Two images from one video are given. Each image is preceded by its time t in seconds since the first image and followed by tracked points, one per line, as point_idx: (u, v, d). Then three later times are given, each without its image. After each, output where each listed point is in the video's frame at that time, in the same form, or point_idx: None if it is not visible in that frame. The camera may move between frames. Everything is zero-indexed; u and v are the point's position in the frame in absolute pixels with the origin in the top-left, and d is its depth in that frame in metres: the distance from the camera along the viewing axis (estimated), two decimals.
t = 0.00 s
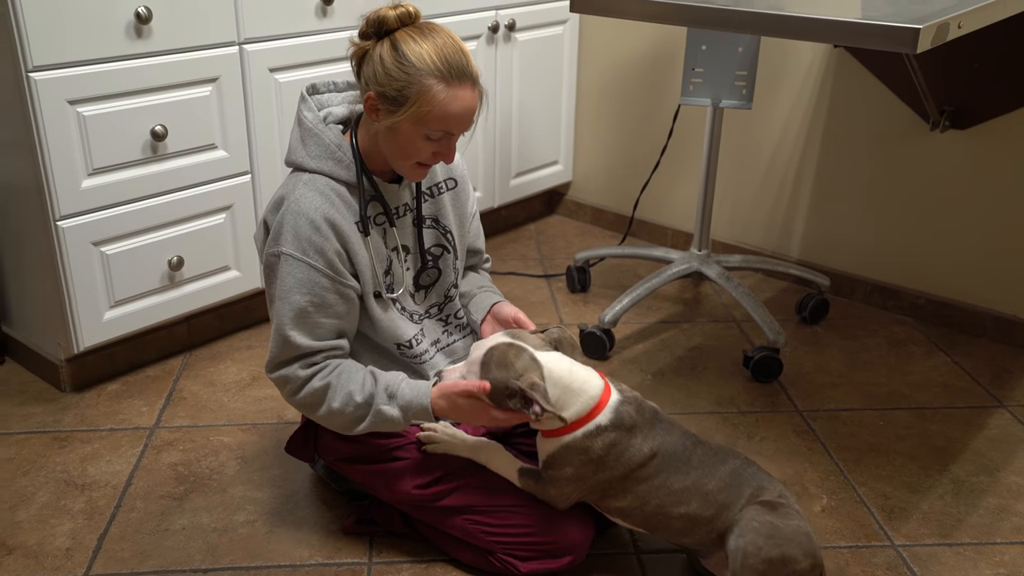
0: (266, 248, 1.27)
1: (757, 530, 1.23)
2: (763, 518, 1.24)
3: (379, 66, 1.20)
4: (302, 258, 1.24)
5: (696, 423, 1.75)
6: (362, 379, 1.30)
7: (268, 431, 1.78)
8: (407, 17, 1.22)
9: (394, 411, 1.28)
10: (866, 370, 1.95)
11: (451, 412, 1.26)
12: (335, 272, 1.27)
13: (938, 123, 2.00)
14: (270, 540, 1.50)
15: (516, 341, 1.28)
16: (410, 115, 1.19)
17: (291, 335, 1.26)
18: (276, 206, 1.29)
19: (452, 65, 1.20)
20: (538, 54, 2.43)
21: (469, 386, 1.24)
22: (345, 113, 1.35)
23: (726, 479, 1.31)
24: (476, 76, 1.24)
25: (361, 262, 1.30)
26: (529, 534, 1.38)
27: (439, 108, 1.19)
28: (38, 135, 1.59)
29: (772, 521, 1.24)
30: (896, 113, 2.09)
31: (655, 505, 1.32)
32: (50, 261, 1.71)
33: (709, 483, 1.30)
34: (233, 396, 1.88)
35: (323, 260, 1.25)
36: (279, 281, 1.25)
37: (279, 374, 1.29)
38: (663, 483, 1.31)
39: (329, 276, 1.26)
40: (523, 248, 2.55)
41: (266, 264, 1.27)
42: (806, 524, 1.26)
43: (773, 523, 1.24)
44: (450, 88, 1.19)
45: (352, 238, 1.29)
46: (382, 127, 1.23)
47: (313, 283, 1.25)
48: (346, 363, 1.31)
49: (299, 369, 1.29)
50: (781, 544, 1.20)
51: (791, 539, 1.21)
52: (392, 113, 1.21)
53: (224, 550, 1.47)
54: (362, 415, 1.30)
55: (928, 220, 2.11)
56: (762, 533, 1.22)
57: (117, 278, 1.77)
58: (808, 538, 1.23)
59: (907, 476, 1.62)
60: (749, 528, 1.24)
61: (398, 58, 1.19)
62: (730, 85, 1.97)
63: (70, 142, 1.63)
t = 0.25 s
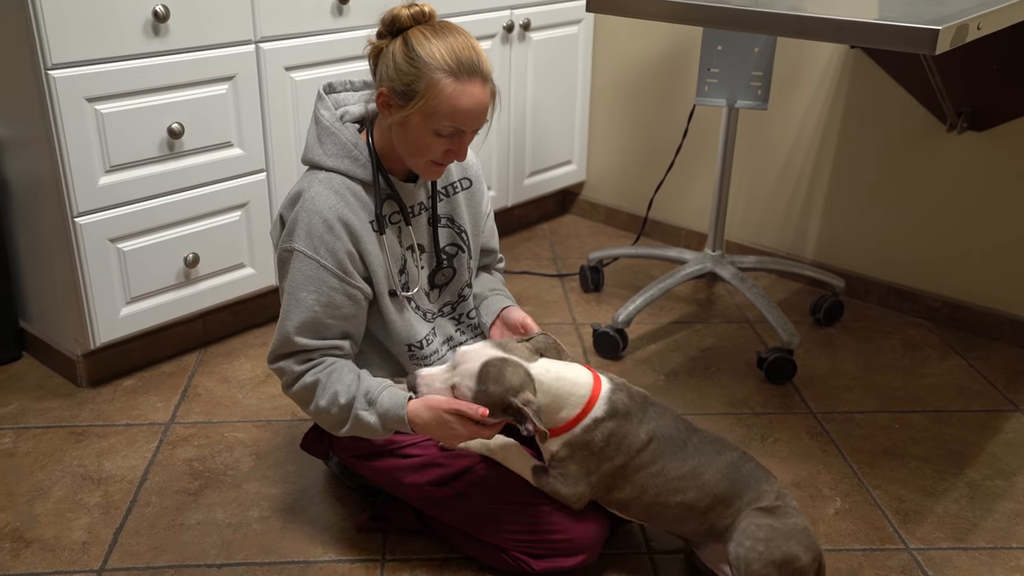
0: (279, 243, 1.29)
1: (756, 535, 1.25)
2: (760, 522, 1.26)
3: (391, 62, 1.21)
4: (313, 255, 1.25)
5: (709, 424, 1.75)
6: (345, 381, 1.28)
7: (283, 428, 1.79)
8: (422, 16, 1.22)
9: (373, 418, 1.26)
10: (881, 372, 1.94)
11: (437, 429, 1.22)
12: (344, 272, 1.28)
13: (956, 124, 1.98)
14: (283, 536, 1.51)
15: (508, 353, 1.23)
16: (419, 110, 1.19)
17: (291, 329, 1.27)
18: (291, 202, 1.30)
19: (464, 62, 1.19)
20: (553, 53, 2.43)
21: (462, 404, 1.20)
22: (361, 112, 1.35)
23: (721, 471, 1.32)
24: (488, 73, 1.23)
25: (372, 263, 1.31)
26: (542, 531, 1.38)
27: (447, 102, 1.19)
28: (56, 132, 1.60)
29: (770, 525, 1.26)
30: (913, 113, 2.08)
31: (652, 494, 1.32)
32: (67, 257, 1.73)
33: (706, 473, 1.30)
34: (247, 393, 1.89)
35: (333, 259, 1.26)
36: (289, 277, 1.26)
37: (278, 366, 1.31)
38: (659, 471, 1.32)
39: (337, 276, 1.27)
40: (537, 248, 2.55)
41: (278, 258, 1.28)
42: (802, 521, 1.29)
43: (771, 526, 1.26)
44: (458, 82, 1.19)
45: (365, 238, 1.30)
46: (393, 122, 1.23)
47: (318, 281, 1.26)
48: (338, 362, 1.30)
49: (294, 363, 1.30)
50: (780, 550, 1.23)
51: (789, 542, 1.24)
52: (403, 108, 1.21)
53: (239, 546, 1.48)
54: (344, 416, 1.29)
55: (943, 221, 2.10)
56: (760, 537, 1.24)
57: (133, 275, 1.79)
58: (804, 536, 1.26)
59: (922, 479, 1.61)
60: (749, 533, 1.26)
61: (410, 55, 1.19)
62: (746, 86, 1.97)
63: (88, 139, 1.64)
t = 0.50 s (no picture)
0: (300, 245, 1.29)
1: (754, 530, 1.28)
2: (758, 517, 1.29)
3: (411, 63, 1.22)
4: (335, 257, 1.26)
5: (722, 426, 1.75)
6: (377, 374, 1.30)
7: (296, 427, 1.79)
8: (445, 18, 1.23)
9: (407, 410, 1.28)
10: (896, 375, 1.93)
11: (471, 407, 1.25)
12: (366, 273, 1.28)
13: (973, 127, 1.97)
14: (297, 534, 1.51)
15: (541, 307, 1.26)
16: (437, 113, 1.20)
17: (316, 331, 1.27)
18: (312, 204, 1.31)
19: (483, 67, 1.20)
20: (568, 54, 2.43)
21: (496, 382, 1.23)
22: (381, 112, 1.36)
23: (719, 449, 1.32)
24: (507, 78, 1.24)
25: (393, 264, 1.32)
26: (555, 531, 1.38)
27: (464, 106, 1.19)
28: (75, 131, 1.61)
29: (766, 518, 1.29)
30: (930, 116, 2.07)
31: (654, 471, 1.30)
32: (85, 255, 1.74)
33: (705, 452, 1.31)
34: (262, 391, 1.90)
35: (356, 260, 1.27)
36: (312, 279, 1.27)
37: (303, 368, 1.31)
38: (664, 445, 1.30)
39: (360, 277, 1.27)
40: (550, 249, 2.55)
41: (300, 260, 1.29)
42: (789, 506, 1.33)
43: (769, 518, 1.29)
44: (476, 87, 1.19)
45: (385, 238, 1.30)
46: (411, 123, 1.24)
47: (341, 283, 1.26)
48: (366, 358, 1.31)
49: (321, 363, 1.30)
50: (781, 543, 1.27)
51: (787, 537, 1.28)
52: (421, 110, 1.22)
53: (253, 544, 1.49)
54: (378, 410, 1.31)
55: (960, 224, 2.09)
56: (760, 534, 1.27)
57: (150, 273, 1.80)
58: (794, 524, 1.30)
59: (937, 483, 1.60)
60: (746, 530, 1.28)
61: (429, 57, 1.20)
62: (762, 88, 1.97)
63: (107, 139, 1.65)
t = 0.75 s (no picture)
0: (312, 243, 1.30)
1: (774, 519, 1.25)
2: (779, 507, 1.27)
3: (423, 64, 1.22)
4: (347, 254, 1.26)
5: (730, 428, 1.74)
6: (390, 345, 1.29)
7: (305, 426, 1.80)
8: (457, 18, 1.23)
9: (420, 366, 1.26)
10: (904, 377, 1.93)
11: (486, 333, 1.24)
12: (378, 270, 1.29)
13: (984, 129, 1.96)
14: (305, 533, 1.52)
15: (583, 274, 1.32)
16: (447, 114, 1.20)
17: (327, 327, 1.28)
18: (324, 202, 1.31)
19: (494, 69, 1.20)
20: (577, 54, 2.43)
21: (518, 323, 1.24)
22: (394, 111, 1.37)
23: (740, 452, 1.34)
24: (518, 81, 1.23)
25: (404, 260, 1.32)
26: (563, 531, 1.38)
27: (474, 108, 1.19)
28: (86, 130, 1.62)
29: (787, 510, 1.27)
30: (940, 117, 2.06)
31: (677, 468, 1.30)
32: (96, 254, 1.75)
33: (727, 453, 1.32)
34: (270, 390, 1.91)
35: (367, 257, 1.27)
36: (324, 276, 1.27)
37: (316, 363, 1.32)
38: (686, 445, 1.32)
39: (372, 274, 1.28)
40: (558, 249, 2.55)
41: (312, 257, 1.30)
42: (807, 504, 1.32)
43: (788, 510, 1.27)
44: (487, 90, 1.19)
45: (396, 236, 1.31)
46: (422, 123, 1.24)
47: (353, 279, 1.27)
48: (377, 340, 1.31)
49: (333, 356, 1.31)
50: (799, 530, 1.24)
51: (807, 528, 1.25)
52: (431, 111, 1.22)
53: (261, 543, 1.49)
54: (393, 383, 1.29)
55: (969, 227, 2.09)
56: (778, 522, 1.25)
57: (159, 272, 1.80)
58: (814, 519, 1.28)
59: (945, 486, 1.60)
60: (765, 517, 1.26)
61: (441, 58, 1.20)
62: (771, 89, 1.96)
63: (117, 138, 1.66)
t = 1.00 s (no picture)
0: (317, 239, 1.30)
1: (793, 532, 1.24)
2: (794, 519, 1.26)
3: (425, 62, 1.22)
4: (352, 250, 1.26)
5: (734, 430, 1.74)
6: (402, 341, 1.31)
7: (309, 425, 1.80)
8: (457, 15, 1.23)
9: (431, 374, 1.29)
10: (909, 380, 1.93)
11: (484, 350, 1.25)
12: (384, 266, 1.29)
13: (991, 132, 1.96)
14: (309, 532, 1.52)
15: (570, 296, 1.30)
16: (451, 112, 1.20)
17: (333, 323, 1.28)
18: (329, 198, 1.32)
19: (497, 64, 1.20)
20: (583, 55, 2.43)
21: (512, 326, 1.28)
22: (398, 110, 1.37)
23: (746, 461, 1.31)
24: (521, 74, 1.24)
25: (410, 256, 1.32)
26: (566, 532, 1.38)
27: (479, 103, 1.20)
28: (93, 129, 1.63)
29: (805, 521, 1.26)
30: (946, 118, 2.06)
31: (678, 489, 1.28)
32: (101, 252, 1.75)
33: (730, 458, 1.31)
34: (275, 390, 1.91)
35: (373, 253, 1.28)
36: (329, 273, 1.28)
37: (322, 360, 1.33)
38: (685, 464, 1.28)
39: (377, 270, 1.28)
40: (563, 250, 2.55)
41: (316, 253, 1.30)
42: (821, 511, 1.30)
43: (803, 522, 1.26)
44: (491, 85, 1.20)
45: (402, 232, 1.31)
46: (427, 122, 1.24)
47: (358, 275, 1.27)
48: (385, 337, 1.33)
49: (340, 352, 1.32)
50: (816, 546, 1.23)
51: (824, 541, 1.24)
52: (436, 109, 1.22)
53: (265, 542, 1.49)
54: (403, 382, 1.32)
55: (975, 229, 2.08)
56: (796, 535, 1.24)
57: (165, 271, 1.81)
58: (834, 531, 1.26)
59: (950, 489, 1.60)
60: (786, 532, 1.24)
61: (443, 55, 1.20)
62: (778, 91, 1.96)
63: (124, 137, 1.66)
